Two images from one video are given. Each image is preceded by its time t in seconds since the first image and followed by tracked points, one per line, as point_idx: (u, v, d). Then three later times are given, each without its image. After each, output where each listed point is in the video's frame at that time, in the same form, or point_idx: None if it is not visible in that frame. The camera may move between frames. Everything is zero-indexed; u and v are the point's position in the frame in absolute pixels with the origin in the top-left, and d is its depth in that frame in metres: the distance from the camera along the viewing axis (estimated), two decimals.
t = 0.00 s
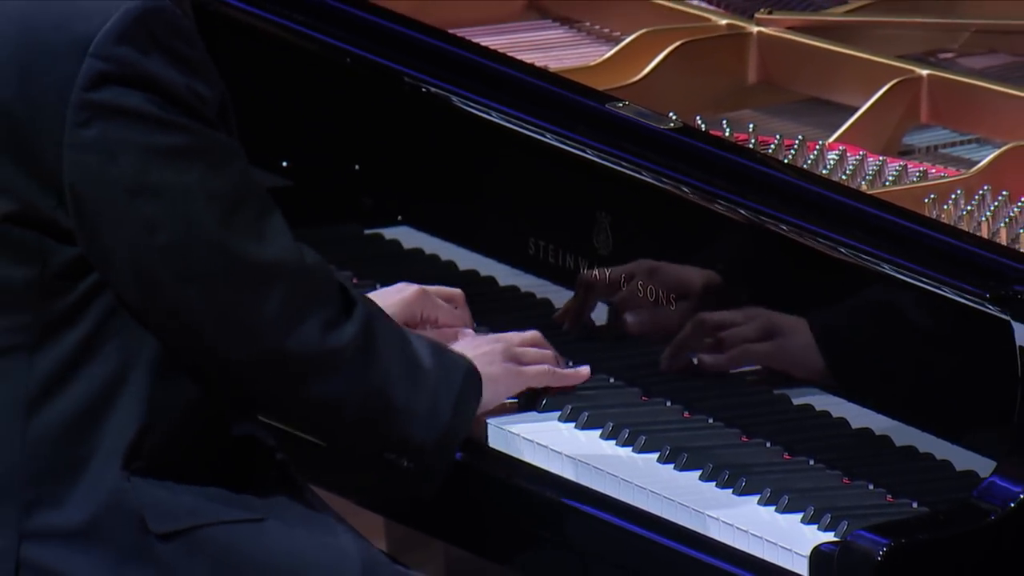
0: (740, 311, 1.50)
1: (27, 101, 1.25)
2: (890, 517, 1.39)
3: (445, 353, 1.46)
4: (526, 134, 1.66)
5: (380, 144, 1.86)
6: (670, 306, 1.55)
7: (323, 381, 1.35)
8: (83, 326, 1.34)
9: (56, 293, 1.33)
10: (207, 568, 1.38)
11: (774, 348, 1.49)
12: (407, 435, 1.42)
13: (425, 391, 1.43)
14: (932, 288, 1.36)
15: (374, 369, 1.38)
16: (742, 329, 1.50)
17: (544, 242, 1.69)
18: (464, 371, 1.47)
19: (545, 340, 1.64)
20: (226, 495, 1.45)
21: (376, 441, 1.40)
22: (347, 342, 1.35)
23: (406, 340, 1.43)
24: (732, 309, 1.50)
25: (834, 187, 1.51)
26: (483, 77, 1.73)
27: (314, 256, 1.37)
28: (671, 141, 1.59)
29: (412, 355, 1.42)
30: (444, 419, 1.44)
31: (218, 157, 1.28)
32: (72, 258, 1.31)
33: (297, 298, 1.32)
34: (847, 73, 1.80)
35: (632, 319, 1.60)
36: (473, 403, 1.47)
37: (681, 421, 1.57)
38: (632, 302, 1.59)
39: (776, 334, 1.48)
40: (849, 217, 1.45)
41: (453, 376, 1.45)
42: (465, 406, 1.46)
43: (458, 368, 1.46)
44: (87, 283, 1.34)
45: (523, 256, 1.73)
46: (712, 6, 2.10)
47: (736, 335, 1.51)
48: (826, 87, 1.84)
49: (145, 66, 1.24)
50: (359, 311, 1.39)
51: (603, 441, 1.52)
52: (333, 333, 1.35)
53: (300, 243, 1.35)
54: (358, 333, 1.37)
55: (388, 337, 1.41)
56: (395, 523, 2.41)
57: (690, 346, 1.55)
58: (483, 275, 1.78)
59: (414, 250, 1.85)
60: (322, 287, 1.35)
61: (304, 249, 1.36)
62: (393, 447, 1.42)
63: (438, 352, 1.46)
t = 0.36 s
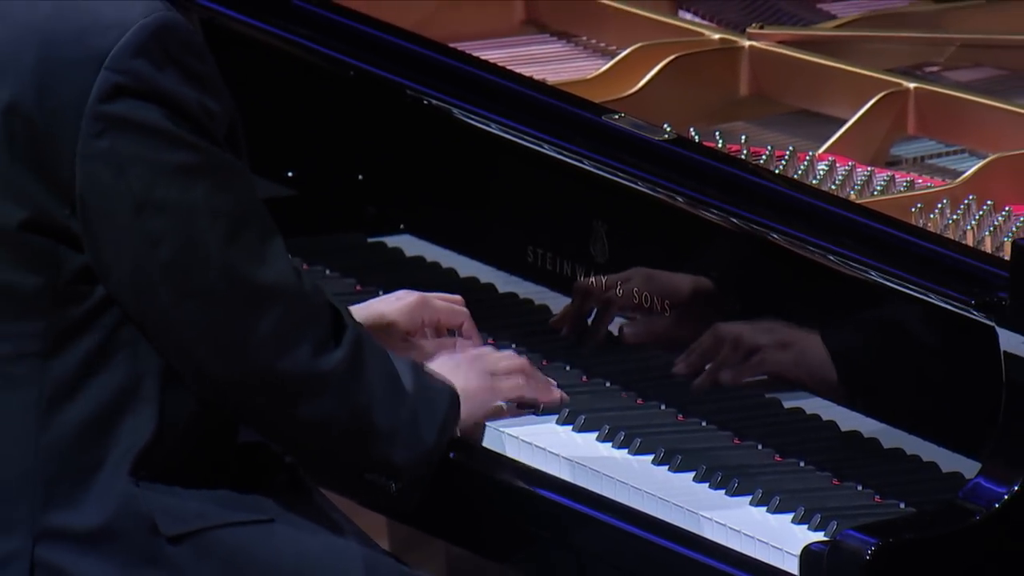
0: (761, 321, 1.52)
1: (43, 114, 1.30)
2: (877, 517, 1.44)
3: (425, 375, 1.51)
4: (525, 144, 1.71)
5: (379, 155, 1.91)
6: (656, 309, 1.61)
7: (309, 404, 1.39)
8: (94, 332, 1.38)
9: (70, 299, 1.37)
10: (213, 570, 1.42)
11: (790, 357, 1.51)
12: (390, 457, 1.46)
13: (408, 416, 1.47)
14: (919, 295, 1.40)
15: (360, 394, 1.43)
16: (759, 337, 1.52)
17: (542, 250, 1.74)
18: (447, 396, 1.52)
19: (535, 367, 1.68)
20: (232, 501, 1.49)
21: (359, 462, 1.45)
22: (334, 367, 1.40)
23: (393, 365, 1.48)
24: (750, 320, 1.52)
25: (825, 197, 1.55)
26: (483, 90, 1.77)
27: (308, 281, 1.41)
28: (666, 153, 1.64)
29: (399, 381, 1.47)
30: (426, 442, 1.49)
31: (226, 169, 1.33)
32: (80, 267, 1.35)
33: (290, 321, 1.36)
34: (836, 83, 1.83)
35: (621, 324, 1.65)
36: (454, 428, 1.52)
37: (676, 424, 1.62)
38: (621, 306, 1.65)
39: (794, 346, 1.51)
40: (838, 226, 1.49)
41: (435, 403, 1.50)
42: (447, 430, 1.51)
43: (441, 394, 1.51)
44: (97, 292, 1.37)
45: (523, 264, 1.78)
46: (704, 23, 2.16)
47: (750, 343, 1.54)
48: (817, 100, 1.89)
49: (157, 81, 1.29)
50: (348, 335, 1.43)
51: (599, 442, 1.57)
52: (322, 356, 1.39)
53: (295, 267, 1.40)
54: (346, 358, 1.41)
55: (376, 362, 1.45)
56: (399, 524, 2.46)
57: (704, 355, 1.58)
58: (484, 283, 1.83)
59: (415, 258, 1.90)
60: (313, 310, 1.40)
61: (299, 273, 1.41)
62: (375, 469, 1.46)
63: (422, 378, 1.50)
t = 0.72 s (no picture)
0: (737, 322, 1.57)
1: (61, 127, 1.35)
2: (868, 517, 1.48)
3: (443, 366, 1.58)
4: (525, 155, 1.76)
5: (383, 163, 1.96)
6: (637, 314, 1.68)
7: (330, 396, 1.45)
8: (109, 336, 1.43)
9: (86, 306, 1.42)
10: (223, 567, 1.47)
11: (767, 356, 1.57)
12: (408, 448, 1.53)
13: (427, 407, 1.54)
14: (909, 300, 1.45)
15: (380, 385, 1.49)
16: (737, 342, 1.58)
17: (542, 257, 1.79)
18: (463, 384, 1.58)
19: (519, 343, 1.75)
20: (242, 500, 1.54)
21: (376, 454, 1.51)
22: (355, 359, 1.46)
23: (411, 357, 1.55)
24: (729, 320, 1.58)
25: (816, 207, 1.60)
26: (484, 102, 1.82)
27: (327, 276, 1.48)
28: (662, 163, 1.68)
29: (415, 370, 1.54)
30: (443, 432, 1.56)
31: (237, 180, 1.38)
32: (98, 274, 1.40)
33: (311, 316, 1.42)
34: (829, 95, 1.88)
35: (611, 329, 1.72)
36: (471, 417, 1.58)
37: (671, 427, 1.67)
38: (604, 309, 1.72)
39: (771, 347, 1.56)
40: (829, 234, 1.54)
41: (453, 392, 1.56)
42: (463, 422, 1.57)
43: (458, 382, 1.57)
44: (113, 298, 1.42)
45: (522, 271, 1.83)
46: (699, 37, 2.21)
47: (728, 347, 1.59)
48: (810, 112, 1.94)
49: (170, 93, 1.34)
50: (368, 328, 1.50)
51: (597, 444, 1.62)
52: (342, 349, 1.45)
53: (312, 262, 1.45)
54: (366, 349, 1.47)
55: (394, 353, 1.52)
56: (402, 524, 2.51)
57: (683, 358, 1.64)
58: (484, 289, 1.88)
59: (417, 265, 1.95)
60: (332, 304, 1.45)
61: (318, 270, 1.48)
62: (393, 458, 1.53)
63: (439, 369, 1.57)
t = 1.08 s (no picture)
0: (753, 335, 1.62)
1: (76, 146, 1.40)
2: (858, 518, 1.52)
3: (435, 387, 1.62)
4: (525, 166, 1.81)
5: (391, 178, 2.04)
6: (655, 328, 1.72)
7: (330, 415, 1.50)
8: (123, 347, 1.48)
9: (100, 318, 1.47)
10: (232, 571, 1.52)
11: (777, 365, 1.62)
12: (403, 465, 1.58)
13: (421, 427, 1.59)
14: (898, 308, 1.50)
15: (378, 402, 1.54)
16: (750, 351, 1.64)
17: (542, 266, 1.85)
18: (456, 406, 1.63)
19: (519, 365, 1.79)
20: (250, 505, 1.59)
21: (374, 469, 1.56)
22: (354, 378, 1.51)
23: (405, 378, 1.59)
24: (745, 334, 1.63)
25: (808, 216, 1.65)
26: (486, 115, 1.88)
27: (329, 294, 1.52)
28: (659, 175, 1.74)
29: (411, 391, 1.58)
30: (437, 451, 1.60)
31: (246, 198, 1.43)
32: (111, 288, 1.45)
33: (314, 334, 1.47)
34: (821, 110, 1.93)
35: (618, 338, 1.77)
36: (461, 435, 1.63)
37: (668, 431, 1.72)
38: (620, 322, 1.76)
39: (781, 360, 1.61)
40: (820, 244, 1.59)
41: (444, 413, 1.61)
42: (456, 438, 1.62)
43: (450, 404, 1.62)
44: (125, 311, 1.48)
45: (523, 279, 1.89)
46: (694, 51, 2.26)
47: (742, 356, 1.64)
48: (801, 125, 1.98)
49: (182, 114, 1.39)
50: (366, 348, 1.55)
51: (595, 448, 1.67)
52: (342, 369, 1.50)
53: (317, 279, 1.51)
54: (364, 369, 1.52)
55: (392, 374, 1.57)
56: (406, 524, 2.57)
57: (689, 364, 1.69)
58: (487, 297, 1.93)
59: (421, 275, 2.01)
60: (333, 324, 1.50)
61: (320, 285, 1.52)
62: (390, 475, 1.57)
63: (432, 390, 1.61)
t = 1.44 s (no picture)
0: (741, 342, 1.68)
1: (90, 159, 1.45)
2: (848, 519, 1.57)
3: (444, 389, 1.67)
4: (526, 178, 1.87)
5: (394, 191, 2.09)
6: (649, 333, 1.78)
7: (342, 414, 1.56)
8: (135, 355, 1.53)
9: (113, 325, 1.52)
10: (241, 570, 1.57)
11: (765, 373, 1.68)
12: (411, 465, 1.63)
13: (429, 429, 1.63)
14: (887, 315, 1.55)
15: (388, 403, 1.59)
16: (737, 360, 1.70)
17: (541, 275, 1.91)
18: (462, 408, 1.67)
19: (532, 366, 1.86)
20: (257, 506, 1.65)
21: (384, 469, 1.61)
22: (365, 379, 1.57)
23: (416, 382, 1.63)
24: (735, 341, 1.68)
25: (799, 226, 1.70)
26: (487, 128, 1.94)
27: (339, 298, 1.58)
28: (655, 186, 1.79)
29: (419, 395, 1.63)
30: (446, 451, 1.64)
31: (256, 209, 1.49)
32: (125, 297, 1.51)
33: (324, 337, 1.53)
34: (810, 120, 1.97)
35: (618, 345, 1.82)
36: (469, 438, 1.67)
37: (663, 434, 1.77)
38: (617, 329, 1.81)
39: (767, 368, 1.67)
40: (811, 253, 1.64)
41: (452, 414, 1.66)
42: (463, 440, 1.66)
43: (457, 406, 1.66)
44: (137, 320, 1.52)
45: (521, 287, 1.95)
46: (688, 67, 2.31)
47: (728, 364, 1.71)
48: (793, 137, 2.03)
49: (193, 129, 1.44)
50: (377, 350, 1.60)
51: (593, 451, 1.72)
52: (354, 369, 1.56)
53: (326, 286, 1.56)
54: (375, 370, 1.58)
55: (402, 376, 1.62)
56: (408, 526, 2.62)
57: (682, 370, 1.75)
58: (488, 304, 1.99)
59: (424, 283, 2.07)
60: (343, 327, 1.56)
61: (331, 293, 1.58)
62: (399, 474, 1.63)
63: (439, 391, 1.66)
